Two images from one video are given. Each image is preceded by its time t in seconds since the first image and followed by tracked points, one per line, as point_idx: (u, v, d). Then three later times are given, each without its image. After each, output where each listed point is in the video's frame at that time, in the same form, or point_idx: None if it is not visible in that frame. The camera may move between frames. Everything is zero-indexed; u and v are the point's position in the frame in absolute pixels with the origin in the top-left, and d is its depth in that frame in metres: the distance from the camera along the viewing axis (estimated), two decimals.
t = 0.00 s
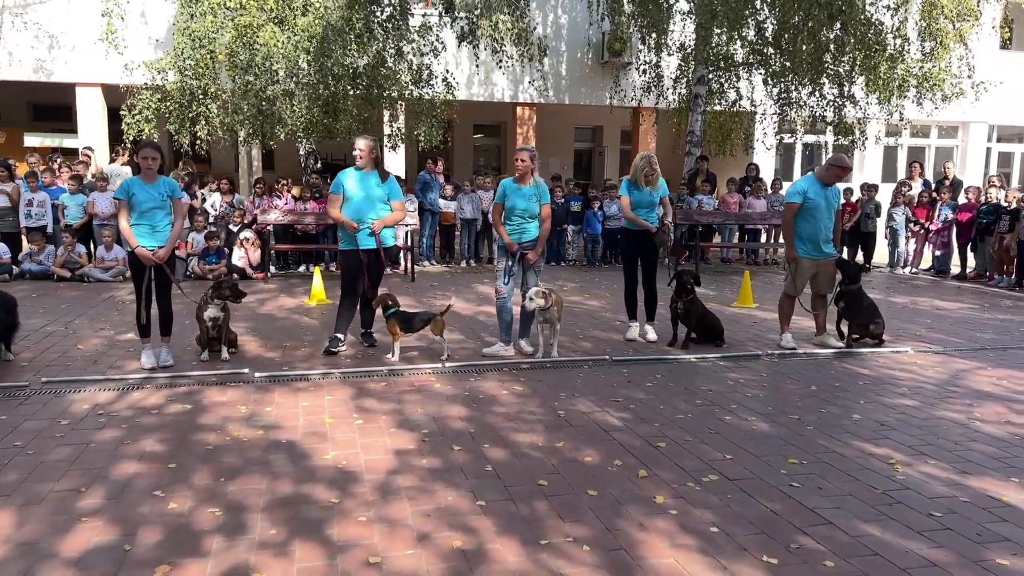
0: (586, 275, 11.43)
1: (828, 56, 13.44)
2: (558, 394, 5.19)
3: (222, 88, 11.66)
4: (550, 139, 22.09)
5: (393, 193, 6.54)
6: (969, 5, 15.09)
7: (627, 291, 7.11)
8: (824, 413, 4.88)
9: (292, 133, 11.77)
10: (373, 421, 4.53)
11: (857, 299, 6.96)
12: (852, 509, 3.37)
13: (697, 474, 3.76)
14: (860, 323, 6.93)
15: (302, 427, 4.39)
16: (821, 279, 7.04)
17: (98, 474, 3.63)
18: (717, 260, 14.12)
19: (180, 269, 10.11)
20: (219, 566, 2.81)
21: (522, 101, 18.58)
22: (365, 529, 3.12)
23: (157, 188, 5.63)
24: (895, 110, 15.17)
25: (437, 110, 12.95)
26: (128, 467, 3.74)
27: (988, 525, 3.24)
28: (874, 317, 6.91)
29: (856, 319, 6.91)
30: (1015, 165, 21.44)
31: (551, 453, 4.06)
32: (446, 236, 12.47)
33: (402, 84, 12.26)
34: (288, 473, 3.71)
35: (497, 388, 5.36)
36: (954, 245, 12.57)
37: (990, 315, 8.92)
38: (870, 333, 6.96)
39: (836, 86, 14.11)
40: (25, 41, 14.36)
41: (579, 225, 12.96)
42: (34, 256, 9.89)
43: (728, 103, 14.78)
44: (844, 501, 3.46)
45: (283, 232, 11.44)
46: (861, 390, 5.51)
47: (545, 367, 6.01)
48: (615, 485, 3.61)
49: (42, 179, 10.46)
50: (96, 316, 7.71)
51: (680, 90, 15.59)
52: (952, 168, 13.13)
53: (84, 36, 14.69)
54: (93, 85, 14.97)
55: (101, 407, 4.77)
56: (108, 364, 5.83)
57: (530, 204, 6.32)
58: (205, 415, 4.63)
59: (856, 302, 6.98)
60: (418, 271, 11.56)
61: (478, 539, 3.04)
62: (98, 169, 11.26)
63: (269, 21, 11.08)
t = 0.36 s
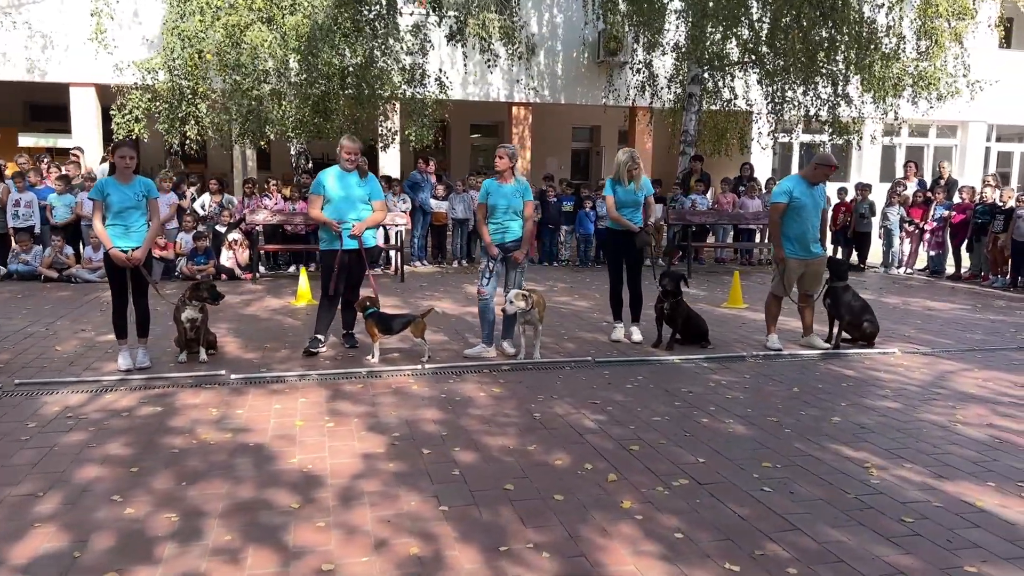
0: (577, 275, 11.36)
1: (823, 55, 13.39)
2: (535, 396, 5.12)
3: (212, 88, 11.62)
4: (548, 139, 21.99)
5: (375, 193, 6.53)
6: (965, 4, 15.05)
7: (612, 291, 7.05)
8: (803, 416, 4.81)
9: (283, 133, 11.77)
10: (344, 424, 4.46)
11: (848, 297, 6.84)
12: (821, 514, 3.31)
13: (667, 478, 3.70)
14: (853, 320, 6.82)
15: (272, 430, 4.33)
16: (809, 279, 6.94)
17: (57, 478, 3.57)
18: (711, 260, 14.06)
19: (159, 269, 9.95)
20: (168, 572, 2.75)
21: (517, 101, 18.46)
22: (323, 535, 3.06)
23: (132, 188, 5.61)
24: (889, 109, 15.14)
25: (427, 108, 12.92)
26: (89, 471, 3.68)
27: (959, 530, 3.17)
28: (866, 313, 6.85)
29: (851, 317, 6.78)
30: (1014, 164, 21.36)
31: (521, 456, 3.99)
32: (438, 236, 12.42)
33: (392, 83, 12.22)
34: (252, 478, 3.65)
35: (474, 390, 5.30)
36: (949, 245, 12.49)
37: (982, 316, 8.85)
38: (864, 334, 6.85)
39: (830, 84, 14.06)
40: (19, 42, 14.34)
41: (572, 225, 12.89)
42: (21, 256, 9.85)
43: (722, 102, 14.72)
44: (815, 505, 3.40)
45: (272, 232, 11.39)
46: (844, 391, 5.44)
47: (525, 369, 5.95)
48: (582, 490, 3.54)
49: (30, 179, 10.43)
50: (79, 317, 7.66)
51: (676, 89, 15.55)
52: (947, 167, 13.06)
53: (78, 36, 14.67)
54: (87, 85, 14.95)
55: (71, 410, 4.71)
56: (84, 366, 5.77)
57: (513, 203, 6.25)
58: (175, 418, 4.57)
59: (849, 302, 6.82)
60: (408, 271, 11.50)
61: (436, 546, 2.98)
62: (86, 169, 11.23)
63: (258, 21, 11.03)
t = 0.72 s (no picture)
0: (580, 277, 11.30)
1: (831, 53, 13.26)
2: (522, 399, 5.09)
3: (216, 89, 11.66)
4: (556, 139, 21.92)
5: (368, 194, 6.53)
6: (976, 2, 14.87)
7: (607, 293, 7.01)
8: (791, 420, 4.74)
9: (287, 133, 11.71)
10: (326, 426, 4.45)
11: (846, 299, 6.76)
12: (797, 521, 3.25)
13: (644, 483, 3.65)
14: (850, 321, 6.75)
15: (253, 432, 4.32)
16: (807, 281, 6.80)
17: (31, 480, 3.57)
18: (717, 261, 13.96)
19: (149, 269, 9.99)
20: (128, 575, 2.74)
21: (525, 101, 18.39)
22: (288, 539, 3.04)
23: (122, 189, 5.64)
24: (897, 109, 14.99)
25: (429, 109, 12.91)
26: (65, 472, 3.68)
27: (937, 539, 3.10)
28: (862, 315, 6.76)
29: (848, 319, 6.72)
30: None
31: (499, 460, 3.96)
32: (440, 236, 12.37)
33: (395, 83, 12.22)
34: (226, 480, 3.64)
35: (461, 393, 5.27)
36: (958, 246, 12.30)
37: (987, 318, 8.71)
38: (862, 337, 6.75)
39: (838, 83, 13.93)
40: (30, 44, 14.50)
41: (575, 225, 12.80)
42: (25, 257, 9.90)
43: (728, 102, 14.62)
44: (791, 512, 3.34)
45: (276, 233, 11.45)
46: (836, 395, 5.37)
47: (515, 371, 5.92)
48: (557, 494, 3.51)
49: (35, 179, 10.55)
50: (78, 317, 7.71)
51: (682, 90, 15.45)
52: (957, 168, 12.87)
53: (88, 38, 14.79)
54: (97, 87, 15.08)
55: (57, 410, 4.72)
56: (75, 367, 5.80)
57: (505, 203, 6.21)
58: (158, 419, 4.57)
59: (846, 305, 6.74)
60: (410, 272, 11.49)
61: (401, 552, 2.95)
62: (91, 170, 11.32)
63: (259, 22, 11.02)
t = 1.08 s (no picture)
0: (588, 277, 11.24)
1: (845, 52, 13.12)
2: (514, 402, 5.04)
3: (226, 90, 11.69)
4: (571, 139, 21.83)
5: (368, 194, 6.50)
6: None
7: (609, 294, 6.95)
8: (787, 424, 4.65)
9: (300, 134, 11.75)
10: (313, 427, 4.43)
11: (852, 302, 6.64)
12: (780, 528, 3.18)
13: (628, 488, 3.59)
14: (855, 324, 6.65)
15: (240, 432, 4.31)
16: (811, 283, 6.65)
17: (13, 479, 3.58)
18: (729, 262, 13.82)
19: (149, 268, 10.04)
20: None
21: (538, 101, 18.32)
22: (260, 541, 3.02)
23: (120, 189, 5.66)
24: (914, 108, 14.79)
25: (439, 109, 12.90)
26: (47, 471, 3.69)
27: (923, 548, 3.02)
28: (869, 318, 6.63)
29: (853, 322, 6.62)
30: None
31: (483, 462, 3.92)
32: (450, 236, 12.33)
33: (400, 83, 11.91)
34: (206, 481, 3.62)
35: (454, 395, 5.23)
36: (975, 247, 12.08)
37: (1000, 321, 8.54)
38: (868, 340, 6.63)
39: (853, 82, 13.75)
40: (49, 45, 14.68)
41: (585, 226, 12.71)
42: (36, 255, 10.01)
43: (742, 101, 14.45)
44: (774, 519, 3.27)
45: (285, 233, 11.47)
46: (836, 399, 5.26)
47: (512, 373, 5.87)
48: (537, 499, 3.45)
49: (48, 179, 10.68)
50: (83, 316, 7.77)
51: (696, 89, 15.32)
52: (975, 167, 12.63)
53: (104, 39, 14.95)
54: (114, 88, 15.25)
55: (49, 409, 4.74)
56: (74, 365, 5.83)
57: (504, 203, 6.17)
58: (148, 419, 4.58)
59: (851, 308, 6.62)
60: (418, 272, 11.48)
61: (371, 556, 2.91)
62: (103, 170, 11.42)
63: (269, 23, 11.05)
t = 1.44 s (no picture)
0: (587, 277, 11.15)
1: (848, 50, 13.01)
2: (498, 403, 4.97)
3: (223, 89, 11.57)
4: (576, 138, 21.75)
5: (357, 192, 6.40)
6: None
7: (600, 295, 6.88)
8: (773, 428, 4.57)
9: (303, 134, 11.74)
10: (291, 428, 4.37)
11: (839, 304, 6.61)
12: (755, 535, 3.10)
13: (603, 492, 3.52)
14: (844, 325, 6.59)
15: (216, 433, 4.26)
16: (807, 284, 6.45)
17: None
18: (731, 262, 13.70)
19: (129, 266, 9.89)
20: None
21: (542, 100, 18.23)
22: (221, 546, 2.95)
23: (104, 187, 5.63)
24: (918, 106, 14.64)
25: (437, 108, 12.83)
26: (15, 473, 3.64)
27: (901, 557, 2.94)
28: (858, 318, 6.58)
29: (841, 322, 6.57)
30: None
31: (459, 465, 3.84)
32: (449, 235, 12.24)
33: (400, 81, 12.04)
34: (175, 483, 3.57)
35: (437, 396, 5.17)
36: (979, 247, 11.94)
37: (1002, 322, 8.41)
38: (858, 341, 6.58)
39: (856, 80, 13.61)
40: (52, 44, 14.71)
41: (585, 225, 12.62)
42: (33, 254, 10.03)
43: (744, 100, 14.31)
44: (751, 526, 3.19)
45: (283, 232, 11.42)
46: (826, 401, 5.17)
47: (499, 374, 5.81)
48: (510, 503, 3.38)
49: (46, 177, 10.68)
50: (75, 315, 7.75)
51: (699, 88, 15.21)
52: (979, 166, 12.49)
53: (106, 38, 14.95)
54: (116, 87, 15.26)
55: (28, 409, 4.70)
56: (59, 365, 5.79)
57: (494, 201, 6.08)
58: (126, 419, 4.53)
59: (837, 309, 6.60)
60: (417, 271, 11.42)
61: (333, 562, 2.84)
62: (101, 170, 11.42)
63: (263, 22, 11.00)
